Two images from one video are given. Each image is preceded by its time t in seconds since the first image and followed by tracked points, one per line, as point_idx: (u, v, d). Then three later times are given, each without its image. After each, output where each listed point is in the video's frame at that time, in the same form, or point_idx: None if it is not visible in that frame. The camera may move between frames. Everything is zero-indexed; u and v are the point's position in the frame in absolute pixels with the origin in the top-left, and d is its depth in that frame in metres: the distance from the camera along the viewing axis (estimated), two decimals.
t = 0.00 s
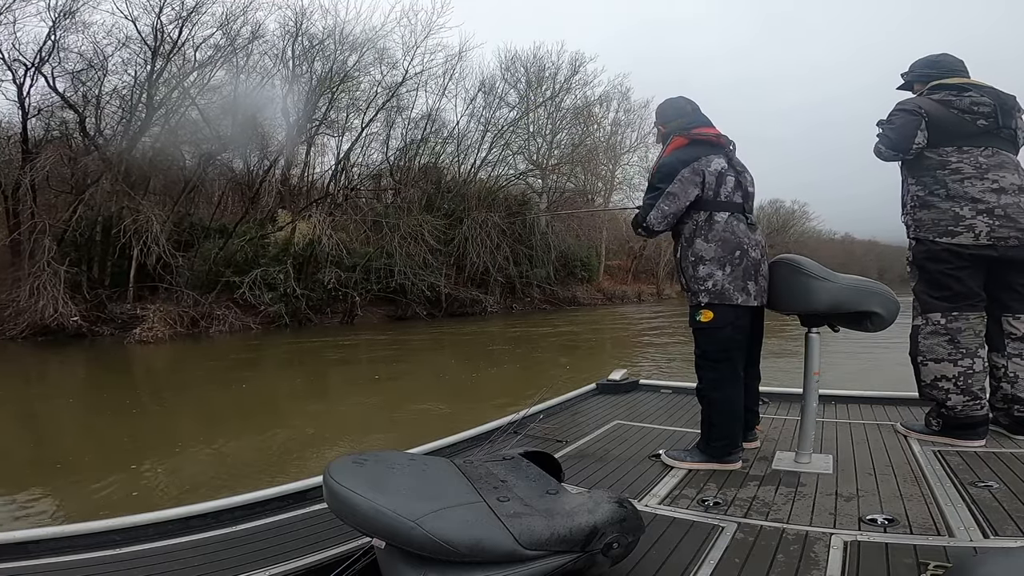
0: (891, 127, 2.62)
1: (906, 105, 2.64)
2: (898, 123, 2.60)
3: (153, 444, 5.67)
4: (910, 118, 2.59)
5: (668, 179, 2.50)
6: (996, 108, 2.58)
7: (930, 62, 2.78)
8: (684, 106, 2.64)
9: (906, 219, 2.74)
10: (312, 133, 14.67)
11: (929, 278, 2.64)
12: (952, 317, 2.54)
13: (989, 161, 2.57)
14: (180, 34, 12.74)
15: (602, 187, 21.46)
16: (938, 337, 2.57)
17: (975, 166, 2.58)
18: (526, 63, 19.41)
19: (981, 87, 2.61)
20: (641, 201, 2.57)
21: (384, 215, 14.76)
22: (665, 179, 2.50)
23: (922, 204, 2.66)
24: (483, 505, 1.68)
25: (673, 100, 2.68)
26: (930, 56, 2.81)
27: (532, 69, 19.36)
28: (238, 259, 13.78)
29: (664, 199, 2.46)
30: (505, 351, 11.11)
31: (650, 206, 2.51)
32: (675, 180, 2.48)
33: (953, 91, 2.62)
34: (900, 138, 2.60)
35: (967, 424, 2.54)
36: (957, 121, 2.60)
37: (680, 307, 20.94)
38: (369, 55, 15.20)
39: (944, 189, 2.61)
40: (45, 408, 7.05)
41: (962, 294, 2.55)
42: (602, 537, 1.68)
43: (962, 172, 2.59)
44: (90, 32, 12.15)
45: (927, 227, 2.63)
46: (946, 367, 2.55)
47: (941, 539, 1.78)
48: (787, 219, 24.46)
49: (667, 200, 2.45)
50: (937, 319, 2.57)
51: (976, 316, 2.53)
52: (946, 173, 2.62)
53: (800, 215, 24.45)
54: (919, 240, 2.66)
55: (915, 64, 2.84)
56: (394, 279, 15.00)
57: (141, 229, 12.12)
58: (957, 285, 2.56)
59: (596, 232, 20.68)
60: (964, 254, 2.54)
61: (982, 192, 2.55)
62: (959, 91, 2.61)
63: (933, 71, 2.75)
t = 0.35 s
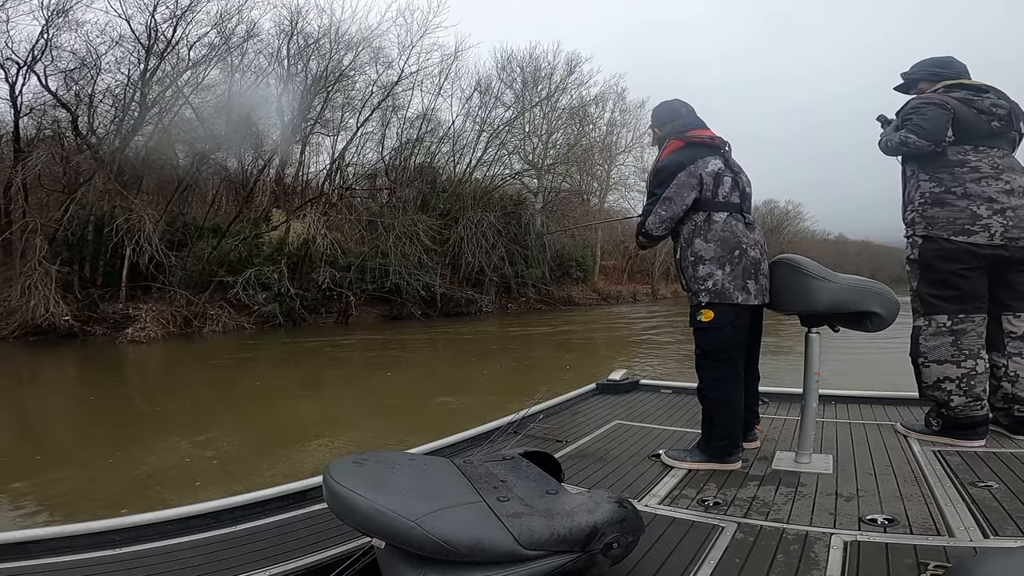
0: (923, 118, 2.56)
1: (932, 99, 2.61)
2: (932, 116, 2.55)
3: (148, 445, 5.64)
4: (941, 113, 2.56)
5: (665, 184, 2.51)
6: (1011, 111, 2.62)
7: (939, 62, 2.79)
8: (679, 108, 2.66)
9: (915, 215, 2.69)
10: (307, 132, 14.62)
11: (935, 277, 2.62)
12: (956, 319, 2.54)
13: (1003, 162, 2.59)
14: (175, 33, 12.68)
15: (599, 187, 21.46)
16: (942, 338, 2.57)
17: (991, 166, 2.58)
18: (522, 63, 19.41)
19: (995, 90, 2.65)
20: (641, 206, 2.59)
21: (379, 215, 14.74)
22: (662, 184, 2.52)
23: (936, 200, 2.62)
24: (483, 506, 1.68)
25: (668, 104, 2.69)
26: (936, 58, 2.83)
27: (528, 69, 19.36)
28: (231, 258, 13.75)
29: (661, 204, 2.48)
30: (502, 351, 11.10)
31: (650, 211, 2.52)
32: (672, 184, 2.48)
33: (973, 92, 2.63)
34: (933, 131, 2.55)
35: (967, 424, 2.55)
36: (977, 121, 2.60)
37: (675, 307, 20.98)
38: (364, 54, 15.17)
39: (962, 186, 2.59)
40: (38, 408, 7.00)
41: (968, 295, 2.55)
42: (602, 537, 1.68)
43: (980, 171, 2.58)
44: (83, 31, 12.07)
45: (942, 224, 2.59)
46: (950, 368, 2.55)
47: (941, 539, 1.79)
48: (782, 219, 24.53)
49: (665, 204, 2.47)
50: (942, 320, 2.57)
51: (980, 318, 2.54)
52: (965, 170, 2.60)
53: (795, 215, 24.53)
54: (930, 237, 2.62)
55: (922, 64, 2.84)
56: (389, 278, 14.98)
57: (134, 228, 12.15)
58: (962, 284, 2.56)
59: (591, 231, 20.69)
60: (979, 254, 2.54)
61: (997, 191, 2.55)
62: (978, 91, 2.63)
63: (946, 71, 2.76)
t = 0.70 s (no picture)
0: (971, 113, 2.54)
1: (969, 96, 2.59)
2: (986, 111, 2.54)
3: (144, 446, 5.61)
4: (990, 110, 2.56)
5: (664, 184, 2.50)
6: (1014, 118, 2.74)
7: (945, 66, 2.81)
8: (676, 108, 2.66)
9: (939, 209, 2.64)
10: (301, 132, 14.57)
11: (956, 276, 2.58)
12: (968, 322, 2.55)
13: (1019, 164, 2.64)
14: (169, 33, 12.62)
15: (595, 187, 21.45)
16: (951, 341, 2.57)
17: (1013, 167, 2.61)
18: (518, 63, 19.38)
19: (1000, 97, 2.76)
20: (641, 205, 2.57)
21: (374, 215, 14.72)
22: (661, 184, 2.51)
23: (965, 196, 2.59)
24: (483, 505, 1.67)
25: (664, 104, 2.69)
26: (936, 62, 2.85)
27: (524, 69, 19.35)
28: (225, 259, 13.91)
29: (663, 204, 2.47)
30: (498, 351, 11.09)
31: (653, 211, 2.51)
32: (671, 184, 2.48)
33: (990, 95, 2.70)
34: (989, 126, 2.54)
35: (967, 424, 2.57)
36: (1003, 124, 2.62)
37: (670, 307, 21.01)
38: (360, 54, 15.12)
39: (993, 184, 2.58)
40: (32, 410, 6.96)
41: (984, 297, 2.56)
42: (603, 537, 1.67)
43: (1005, 171, 2.59)
44: (77, 30, 12.00)
45: (972, 220, 2.56)
46: (957, 370, 2.56)
47: (941, 539, 1.79)
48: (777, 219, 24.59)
49: (666, 204, 2.46)
50: (953, 323, 2.57)
51: (988, 321, 2.56)
52: (993, 168, 2.60)
53: (790, 216, 24.59)
54: (958, 232, 2.58)
55: (927, 65, 2.83)
56: (384, 278, 14.96)
57: (127, 228, 12.04)
58: (974, 285, 2.56)
59: (586, 232, 20.70)
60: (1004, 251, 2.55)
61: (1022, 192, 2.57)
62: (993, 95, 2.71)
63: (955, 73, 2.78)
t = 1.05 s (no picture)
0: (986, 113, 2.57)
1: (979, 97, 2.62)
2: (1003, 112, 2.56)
3: (141, 447, 5.60)
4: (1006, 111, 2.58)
5: (663, 184, 2.51)
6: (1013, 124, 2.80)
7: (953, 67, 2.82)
8: (675, 107, 2.65)
9: (951, 207, 2.64)
10: (297, 131, 14.55)
11: (967, 276, 2.58)
12: (973, 323, 2.56)
13: None
14: (163, 32, 12.59)
15: (591, 187, 21.47)
16: (956, 342, 2.58)
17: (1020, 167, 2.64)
18: (514, 63, 19.40)
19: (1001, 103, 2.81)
20: (641, 206, 2.58)
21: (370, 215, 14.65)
22: (661, 184, 2.51)
23: (976, 195, 2.60)
24: (484, 505, 1.67)
25: (663, 103, 2.68)
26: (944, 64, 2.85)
27: (520, 69, 19.39)
28: (220, 258, 13.78)
29: (663, 205, 2.47)
30: (495, 352, 11.09)
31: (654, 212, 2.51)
32: (671, 184, 2.48)
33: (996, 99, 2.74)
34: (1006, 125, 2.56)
35: (967, 424, 2.57)
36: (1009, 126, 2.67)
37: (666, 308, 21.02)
38: (356, 54, 15.09)
39: (1004, 182, 2.59)
40: (27, 411, 6.92)
41: (991, 297, 2.57)
42: (602, 536, 1.67)
43: (1013, 170, 2.62)
44: (71, 29, 11.95)
45: (985, 218, 2.57)
46: (960, 370, 2.57)
47: (942, 539, 1.79)
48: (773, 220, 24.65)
49: (666, 205, 2.46)
50: (959, 323, 2.58)
51: (992, 322, 2.57)
52: (1002, 167, 2.62)
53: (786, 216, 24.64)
54: (971, 230, 2.58)
55: (937, 65, 2.83)
56: (380, 279, 14.94)
57: (120, 227, 11.94)
58: (976, 285, 2.57)
59: (582, 232, 20.71)
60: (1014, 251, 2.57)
61: None
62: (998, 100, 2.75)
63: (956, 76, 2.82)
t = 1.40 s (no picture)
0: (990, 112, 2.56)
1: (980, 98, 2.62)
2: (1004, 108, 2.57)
3: (138, 447, 5.59)
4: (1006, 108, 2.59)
5: (668, 184, 2.51)
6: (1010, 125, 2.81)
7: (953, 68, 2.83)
8: (677, 107, 2.65)
9: (951, 206, 2.64)
10: (293, 131, 14.57)
11: (968, 275, 2.59)
12: (974, 324, 2.57)
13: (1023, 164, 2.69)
14: (159, 31, 12.55)
15: (589, 187, 21.46)
16: (956, 342, 2.59)
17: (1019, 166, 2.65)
18: (511, 63, 19.40)
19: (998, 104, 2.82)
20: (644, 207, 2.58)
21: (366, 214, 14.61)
22: (666, 184, 2.51)
23: (976, 194, 2.60)
24: (484, 506, 1.66)
25: (665, 102, 2.68)
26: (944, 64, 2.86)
27: (517, 69, 19.40)
28: (216, 258, 13.74)
29: (669, 205, 2.48)
30: (492, 351, 11.09)
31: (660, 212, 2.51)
32: (676, 184, 2.48)
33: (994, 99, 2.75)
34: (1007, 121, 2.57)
35: (967, 424, 2.58)
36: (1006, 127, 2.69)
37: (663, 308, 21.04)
38: (353, 53, 15.06)
39: (1004, 181, 2.61)
40: (22, 412, 6.89)
41: (991, 297, 2.57)
42: (603, 537, 1.67)
43: (1013, 170, 2.63)
44: (66, 28, 11.91)
45: (984, 217, 2.57)
46: (960, 370, 2.57)
47: (942, 539, 1.80)
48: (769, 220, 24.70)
49: (673, 205, 2.46)
50: (959, 323, 2.58)
51: (991, 322, 2.57)
52: (1002, 167, 2.63)
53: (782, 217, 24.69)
54: (971, 229, 2.59)
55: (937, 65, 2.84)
56: (376, 279, 14.93)
57: (114, 227, 11.87)
58: (976, 285, 2.58)
59: (579, 232, 20.73)
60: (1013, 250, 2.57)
61: None
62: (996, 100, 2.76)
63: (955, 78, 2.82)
